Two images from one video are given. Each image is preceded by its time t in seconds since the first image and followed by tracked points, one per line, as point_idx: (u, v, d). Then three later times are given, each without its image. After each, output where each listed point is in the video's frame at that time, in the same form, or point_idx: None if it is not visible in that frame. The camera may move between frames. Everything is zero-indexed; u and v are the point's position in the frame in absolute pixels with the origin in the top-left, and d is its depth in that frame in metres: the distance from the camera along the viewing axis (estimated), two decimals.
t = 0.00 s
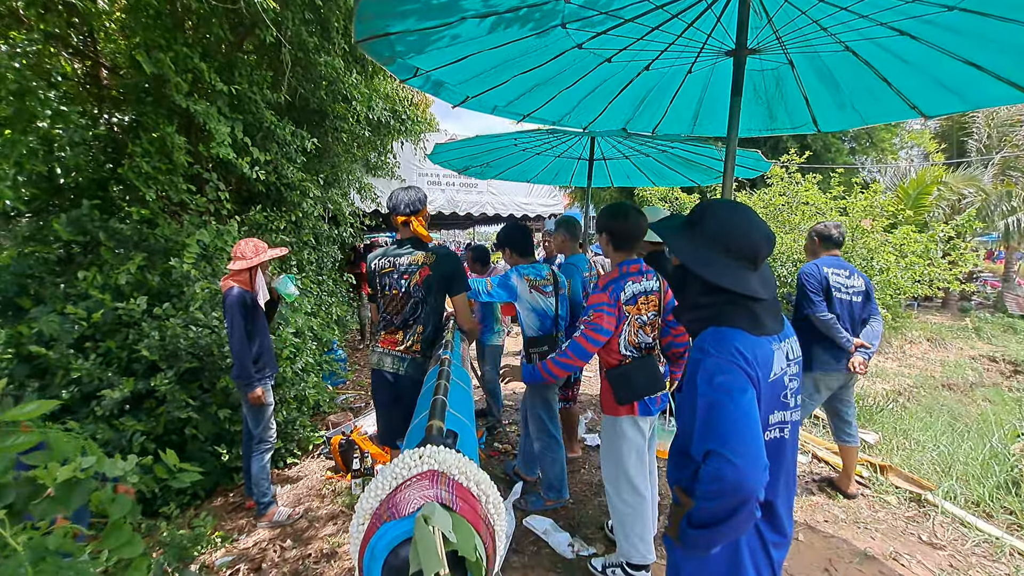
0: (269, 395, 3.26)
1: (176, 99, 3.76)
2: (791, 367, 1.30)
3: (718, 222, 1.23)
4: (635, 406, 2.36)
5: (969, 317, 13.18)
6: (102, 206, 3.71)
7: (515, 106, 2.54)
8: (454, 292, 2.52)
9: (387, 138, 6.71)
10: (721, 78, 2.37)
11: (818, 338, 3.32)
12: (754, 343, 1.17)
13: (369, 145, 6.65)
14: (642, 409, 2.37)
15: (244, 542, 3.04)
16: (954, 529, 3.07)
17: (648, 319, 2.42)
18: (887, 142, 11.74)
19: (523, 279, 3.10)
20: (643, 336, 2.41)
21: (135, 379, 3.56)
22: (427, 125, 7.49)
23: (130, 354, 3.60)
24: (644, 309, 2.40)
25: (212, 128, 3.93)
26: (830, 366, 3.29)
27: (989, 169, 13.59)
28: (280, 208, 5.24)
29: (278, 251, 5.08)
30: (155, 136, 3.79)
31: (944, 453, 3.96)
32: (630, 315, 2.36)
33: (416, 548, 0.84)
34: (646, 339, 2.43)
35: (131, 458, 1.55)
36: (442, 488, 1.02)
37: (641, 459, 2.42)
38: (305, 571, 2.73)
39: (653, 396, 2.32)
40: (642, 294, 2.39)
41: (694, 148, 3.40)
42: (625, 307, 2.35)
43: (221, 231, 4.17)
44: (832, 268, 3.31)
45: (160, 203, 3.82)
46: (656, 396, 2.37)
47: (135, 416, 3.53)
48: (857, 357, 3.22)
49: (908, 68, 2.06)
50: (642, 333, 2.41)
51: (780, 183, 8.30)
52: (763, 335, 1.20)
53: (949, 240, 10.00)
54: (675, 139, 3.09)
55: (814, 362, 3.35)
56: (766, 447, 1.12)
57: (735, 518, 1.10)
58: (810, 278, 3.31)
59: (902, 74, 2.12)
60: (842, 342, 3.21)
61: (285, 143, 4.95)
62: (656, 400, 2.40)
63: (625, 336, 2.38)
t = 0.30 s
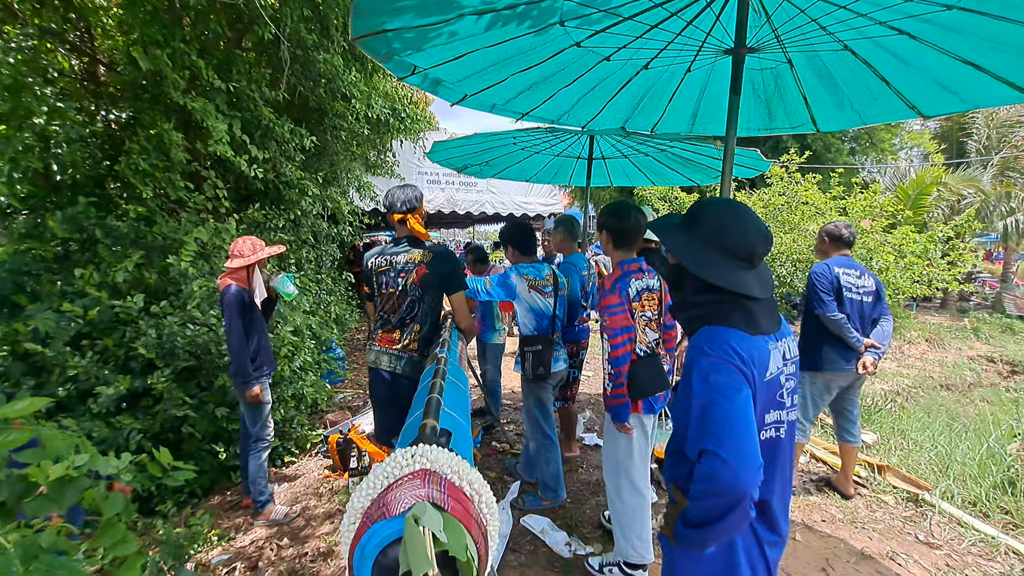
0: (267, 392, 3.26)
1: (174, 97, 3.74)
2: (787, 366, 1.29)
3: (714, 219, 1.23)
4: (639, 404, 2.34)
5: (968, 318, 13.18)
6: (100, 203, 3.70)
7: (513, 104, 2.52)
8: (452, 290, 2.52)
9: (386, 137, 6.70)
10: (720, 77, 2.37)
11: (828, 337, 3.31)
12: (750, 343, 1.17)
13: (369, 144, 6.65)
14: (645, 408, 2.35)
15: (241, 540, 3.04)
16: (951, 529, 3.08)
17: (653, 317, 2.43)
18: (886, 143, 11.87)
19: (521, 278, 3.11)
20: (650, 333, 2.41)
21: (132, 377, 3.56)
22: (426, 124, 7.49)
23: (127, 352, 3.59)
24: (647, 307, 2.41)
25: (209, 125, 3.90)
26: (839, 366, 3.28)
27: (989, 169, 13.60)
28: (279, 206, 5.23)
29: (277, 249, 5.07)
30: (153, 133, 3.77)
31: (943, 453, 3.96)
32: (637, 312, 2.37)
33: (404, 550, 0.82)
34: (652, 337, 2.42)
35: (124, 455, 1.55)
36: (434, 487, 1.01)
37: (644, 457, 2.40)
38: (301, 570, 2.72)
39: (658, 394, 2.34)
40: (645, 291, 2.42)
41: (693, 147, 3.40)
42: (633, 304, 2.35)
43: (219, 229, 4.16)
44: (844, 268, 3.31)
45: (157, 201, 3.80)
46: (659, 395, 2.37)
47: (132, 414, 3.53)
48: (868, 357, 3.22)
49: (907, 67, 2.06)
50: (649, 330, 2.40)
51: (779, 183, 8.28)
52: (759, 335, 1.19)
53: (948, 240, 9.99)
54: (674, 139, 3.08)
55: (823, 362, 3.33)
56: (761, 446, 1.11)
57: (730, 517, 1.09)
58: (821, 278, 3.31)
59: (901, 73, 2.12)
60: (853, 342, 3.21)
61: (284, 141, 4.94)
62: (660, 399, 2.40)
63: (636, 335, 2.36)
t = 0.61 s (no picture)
0: (261, 386, 3.22)
1: (172, 88, 3.71)
2: (784, 352, 1.27)
3: (707, 201, 1.21)
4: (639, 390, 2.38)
5: (969, 319, 13.14)
6: (96, 195, 3.68)
7: (511, 94, 2.50)
8: (446, 282, 2.53)
9: (386, 133, 6.68)
10: (720, 66, 2.34)
11: (831, 334, 3.30)
12: (745, 326, 1.14)
13: (368, 140, 6.62)
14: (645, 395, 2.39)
15: (234, 534, 3.02)
16: (949, 525, 3.06)
17: (656, 306, 2.47)
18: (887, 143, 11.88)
19: (519, 270, 3.08)
20: (653, 322, 2.45)
21: (126, 369, 3.54)
22: (426, 120, 7.46)
23: (122, 345, 3.57)
24: (653, 296, 2.44)
25: (206, 117, 3.87)
26: (843, 363, 3.27)
27: (989, 170, 13.60)
28: (278, 200, 5.21)
29: (275, 244, 5.05)
30: (150, 125, 3.74)
31: (943, 450, 3.94)
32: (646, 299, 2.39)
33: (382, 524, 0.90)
34: (654, 326, 2.46)
35: (111, 442, 1.53)
36: (414, 462, 1.09)
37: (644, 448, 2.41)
38: (294, 563, 2.70)
39: (656, 381, 2.39)
40: (651, 280, 2.45)
41: (693, 141, 3.38)
42: (643, 291, 2.37)
43: (216, 222, 4.13)
44: (847, 264, 3.28)
45: (154, 193, 3.78)
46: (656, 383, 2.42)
47: (126, 406, 3.51)
48: (872, 352, 3.18)
49: (907, 56, 2.03)
50: (653, 318, 2.44)
51: (780, 180, 8.24)
52: (756, 319, 1.16)
53: (949, 240, 9.96)
54: (674, 131, 3.06)
55: (827, 359, 3.31)
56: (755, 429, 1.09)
57: (722, 500, 1.07)
58: (825, 275, 3.28)
59: (901, 63, 2.09)
60: (856, 338, 3.19)
61: (282, 135, 4.92)
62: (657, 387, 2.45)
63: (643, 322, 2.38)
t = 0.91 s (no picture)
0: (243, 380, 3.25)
1: (172, 70, 3.63)
2: (804, 341, 1.19)
3: (725, 177, 1.13)
4: (636, 377, 2.41)
5: (972, 329, 13.05)
6: (92, 177, 3.59)
7: (517, 79, 2.41)
8: (446, 269, 2.45)
9: (390, 125, 6.61)
10: (734, 52, 2.26)
11: (844, 335, 3.23)
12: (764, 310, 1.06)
13: (372, 132, 6.55)
14: (642, 384, 2.42)
15: (222, 526, 2.95)
16: (956, 534, 2.98)
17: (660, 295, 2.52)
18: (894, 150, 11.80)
19: (520, 262, 2.99)
20: (656, 311, 2.50)
21: (117, 355, 3.46)
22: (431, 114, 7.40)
23: (113, 330, 3.50)
24: (658, 285, 2.50)
25: (206, 101, 3.80)
26: (855, 365, 3.20)
27: (995, 180, 13.54)
28: (279, 189, 5.14)
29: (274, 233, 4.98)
30: (148, 107, 3.66)
31: (949, 458, 3.86)
32: (650, 287, 2.45)
33: (353, 504, 0.85)
34: (657, 315, 2.51)
35: (85, 424, 1.45)
36: (398, 442, 1.03)
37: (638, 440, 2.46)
38: (282, 557, 2.62)
39: (655, 370, 2.41)
40: (657, 270, 2.51)
41: (702, 135, 3.31)
42: (647, 278, 2.43)
43: (215, 208, 4.06)
44: (863, 264, 3.20)
45: (151, 177, 3.70)
46: (656, 373, 2.43)
47: (116, 393, 3.43)
48: (884, 355, 3.14)
49: (929, 45, 1.95)
50: (656, 307, 2.49)
51: (787, 183, 8.14)
52: (775, 304, 1.09)
53: (954, 248, 9.87)
54: (683, 123, 2.98)
55: (839, 361, 3.24)
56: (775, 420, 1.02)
57: (737, 496, 1.00)
58: (843, 274, 3.18)
59: (923, 52, 2.01)
60: (870, 341, 3.13)
61: (284, 123, 4.85)
62: (658, 380, 2.46)
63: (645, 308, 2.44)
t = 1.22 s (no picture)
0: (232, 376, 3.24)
1: (168, 59, 3.50)
2: (833, 342, 1.22)
3: (755, 167, 1.15)
4: (640, 371, 2.35)
5: (976, 334, 12.94)
6: (87, 169, 3.48)
7: (522, 68, 2.33)
8: (448, 265, 2.36)
9: (392, 120, 6.52)
10: (749, 41, 2.18)
11: (854, 337, 3.13)
12: (792, 306, 1.09)
13: (374, 128, 6.47)
14: (645, 378, 2.37)
15: (212, 528, 2.87)
16: (968, 543, 2.90)
17: (667, 290, 2.46)
18: (900, 152, 11.71)
19: (523, 258, 2.91)
20: (663, 305, 2.44)
21: (108, 351, 3.38)
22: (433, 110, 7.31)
23: (105, 325, 3.42)
24: (665, 279, 2.44)
25: (204, 92, 3.71)
26: (865, 369, 3.12)
27: (1001, 184, 13.42)
28: (278, 184, 5.06)
29: (272, 229, 4.90)
30: (144, 97, 3.55)
31: (959, 465, 3.77)
32: (657, 280, 2.39)
33: (326, 528, 0.78)
34: (664, 309, 2.45)
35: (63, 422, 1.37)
36: (386, 453, 0.97)
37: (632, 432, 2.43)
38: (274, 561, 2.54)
39: (659, 364, 2.36)
40: (664, 263, 2.44)
41: (711, 130, 3.23)
42: (654, 271, 2.38)
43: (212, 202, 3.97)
44: (878, 265, 3.09)
45: (147, 169, 3.61)
46: (660, 368, 2.39)
47: (107, 389, 3.35)
48: (893, 359, 3.05)
49: (955, 36, 1.86)
50: (662, 301, 2.43)
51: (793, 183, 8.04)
52: (804, 299, 1.13)
53: (961, 252, 9.76)
54: (692, 118, 2.90)
55: (848, 364, 3.15)
56: (807, 428, 1.02)
57: (767, 509, 1.00)
58: (857, 275, 3.07)
59: (947, 43, 1.92)
60: (881, 344, 3.04)
61: (283, 116, 4.75)
62: (661, 374, 2.40)
63: (651, 301, 2.39)
